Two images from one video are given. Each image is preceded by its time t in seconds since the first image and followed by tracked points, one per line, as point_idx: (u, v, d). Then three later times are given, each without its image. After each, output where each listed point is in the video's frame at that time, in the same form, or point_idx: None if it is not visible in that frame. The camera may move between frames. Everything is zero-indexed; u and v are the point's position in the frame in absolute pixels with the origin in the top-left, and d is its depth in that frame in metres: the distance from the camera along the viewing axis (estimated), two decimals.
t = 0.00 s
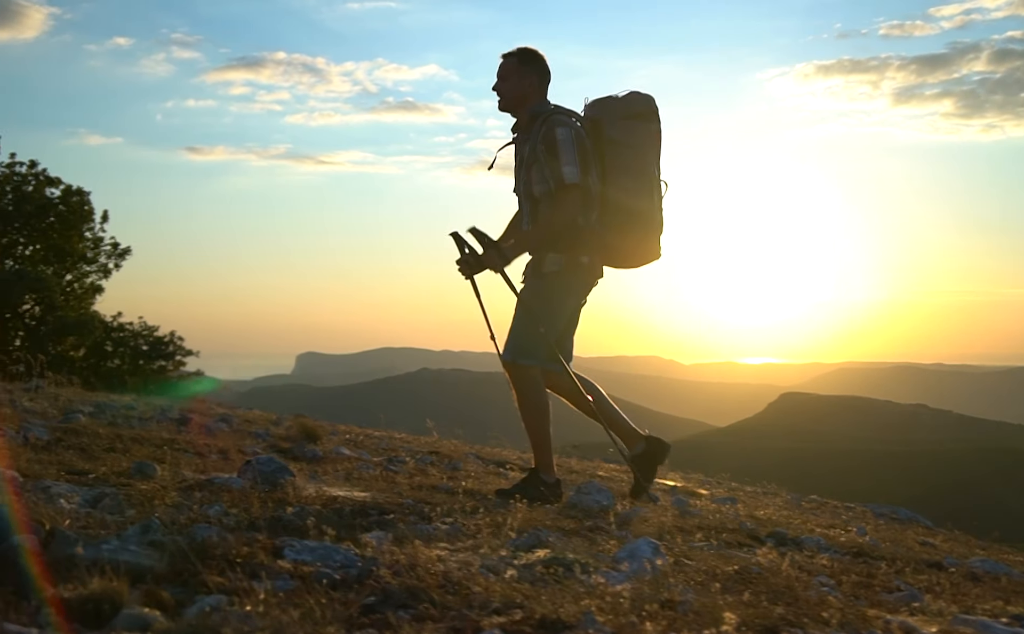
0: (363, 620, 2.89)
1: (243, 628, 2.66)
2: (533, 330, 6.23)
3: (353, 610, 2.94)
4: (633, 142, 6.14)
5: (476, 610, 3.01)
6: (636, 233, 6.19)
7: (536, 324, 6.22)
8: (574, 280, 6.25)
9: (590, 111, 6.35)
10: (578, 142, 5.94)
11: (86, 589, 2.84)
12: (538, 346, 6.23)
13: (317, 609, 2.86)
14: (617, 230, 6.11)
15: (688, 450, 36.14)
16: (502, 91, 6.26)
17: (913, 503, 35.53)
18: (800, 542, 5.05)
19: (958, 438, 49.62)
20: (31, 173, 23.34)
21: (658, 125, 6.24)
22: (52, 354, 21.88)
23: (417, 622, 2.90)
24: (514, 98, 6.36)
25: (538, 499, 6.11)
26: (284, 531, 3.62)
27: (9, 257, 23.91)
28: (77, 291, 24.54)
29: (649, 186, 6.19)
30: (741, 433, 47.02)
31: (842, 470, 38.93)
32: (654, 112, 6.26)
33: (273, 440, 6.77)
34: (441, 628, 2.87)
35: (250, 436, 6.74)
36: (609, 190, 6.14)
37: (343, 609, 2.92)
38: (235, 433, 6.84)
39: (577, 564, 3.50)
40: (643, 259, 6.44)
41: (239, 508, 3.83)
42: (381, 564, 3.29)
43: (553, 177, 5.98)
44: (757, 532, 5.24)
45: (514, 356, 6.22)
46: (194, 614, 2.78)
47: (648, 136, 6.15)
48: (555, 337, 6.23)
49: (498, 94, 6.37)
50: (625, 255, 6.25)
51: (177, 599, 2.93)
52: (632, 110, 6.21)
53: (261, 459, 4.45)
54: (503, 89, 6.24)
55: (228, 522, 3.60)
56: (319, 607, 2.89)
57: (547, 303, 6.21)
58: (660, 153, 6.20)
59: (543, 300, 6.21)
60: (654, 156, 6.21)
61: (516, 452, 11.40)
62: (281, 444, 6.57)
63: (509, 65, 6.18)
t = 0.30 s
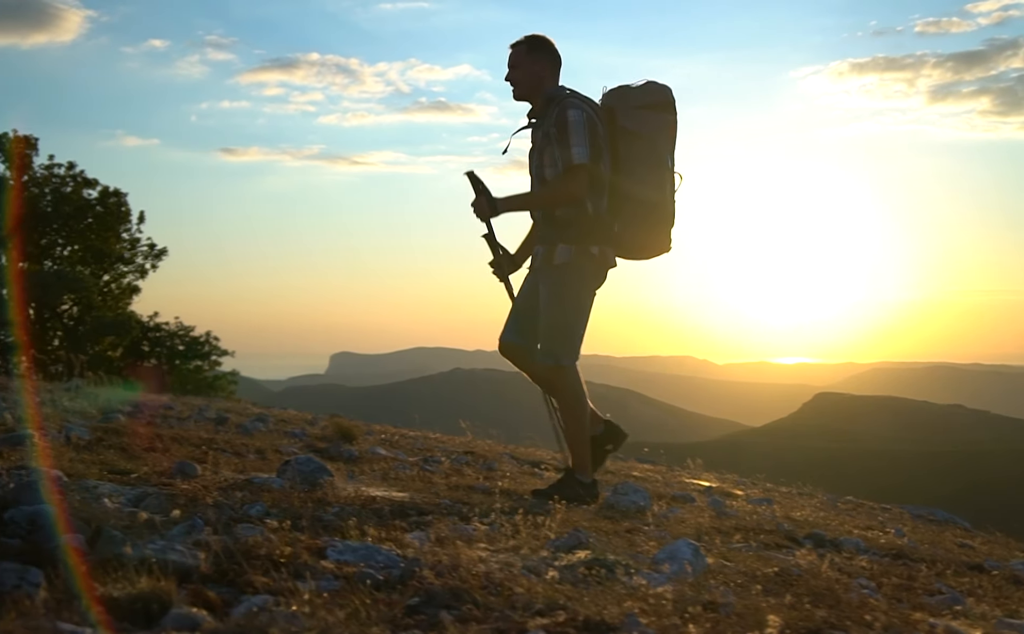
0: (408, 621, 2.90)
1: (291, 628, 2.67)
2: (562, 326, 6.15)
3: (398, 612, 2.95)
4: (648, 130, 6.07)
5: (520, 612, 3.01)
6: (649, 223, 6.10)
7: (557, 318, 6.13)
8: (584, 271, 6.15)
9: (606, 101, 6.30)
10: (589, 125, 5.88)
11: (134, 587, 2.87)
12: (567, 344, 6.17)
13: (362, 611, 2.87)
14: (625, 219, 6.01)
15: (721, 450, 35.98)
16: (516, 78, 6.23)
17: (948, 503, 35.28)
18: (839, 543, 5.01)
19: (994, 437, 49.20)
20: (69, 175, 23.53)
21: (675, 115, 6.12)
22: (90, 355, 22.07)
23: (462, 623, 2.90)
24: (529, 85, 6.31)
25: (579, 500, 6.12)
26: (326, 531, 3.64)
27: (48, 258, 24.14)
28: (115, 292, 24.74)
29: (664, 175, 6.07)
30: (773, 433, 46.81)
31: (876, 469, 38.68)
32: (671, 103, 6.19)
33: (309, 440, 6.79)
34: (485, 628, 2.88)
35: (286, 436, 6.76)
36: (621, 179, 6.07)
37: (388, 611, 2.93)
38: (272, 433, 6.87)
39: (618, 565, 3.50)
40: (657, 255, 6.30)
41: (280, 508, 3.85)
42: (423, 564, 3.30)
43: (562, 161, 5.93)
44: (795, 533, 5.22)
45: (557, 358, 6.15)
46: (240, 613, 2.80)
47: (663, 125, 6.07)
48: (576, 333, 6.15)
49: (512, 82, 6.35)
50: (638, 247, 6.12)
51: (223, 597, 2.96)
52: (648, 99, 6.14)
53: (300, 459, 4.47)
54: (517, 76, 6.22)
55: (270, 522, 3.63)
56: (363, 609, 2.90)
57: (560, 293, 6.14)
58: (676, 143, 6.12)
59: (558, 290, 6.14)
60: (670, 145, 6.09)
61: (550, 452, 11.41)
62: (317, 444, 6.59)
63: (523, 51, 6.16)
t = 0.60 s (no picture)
0: (459, 622, 2.90)
1: (344, 628, 2.69)
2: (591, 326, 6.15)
3: (448, 613, 2.96)
4: (657, 128, 6.09)
5: (570, 614, 3.01)
6: (660, 219, 6.09)
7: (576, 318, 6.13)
8: (596, 268, 6.16)
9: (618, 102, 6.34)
10: (594, 121, 5.92)
11: (187, 588, 2.89)
12: (602, 342, 6.16)
13: (413, 612, 2.88)
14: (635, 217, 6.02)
15: (760, 450, 35.74)
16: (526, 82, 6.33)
17: (990, 504, 34.88)
18: (883, 545, 4.98)
19: None
20: (112, 176, 23.75)
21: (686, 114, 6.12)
22: (133, 354, 22.25)
23: (512, 625, 2.90)
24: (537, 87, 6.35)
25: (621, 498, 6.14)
26: (373, 532, 3.65)
27: (91, 259, 24.38)
28: (156, 292, 24.94)
29: (675, 174, 6.07)
30: (811, 433, 46.48)
31: (916, 470, 38.33)
32: (683, 101, 6.21)
33: (350, 440, 6.82)
34: (536, 631, 2.88)
35: (327, 436, 6.80)
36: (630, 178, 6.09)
37: (438, 612, 2.94)
38: (314, 433, 6.90)
39: (665, 567, 3.49)
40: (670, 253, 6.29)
41: (327, 508, 3.88)
42: (471, 566, 3.31)
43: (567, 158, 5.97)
44: (838, 535, 5.19)
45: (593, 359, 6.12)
46: (293, 615, 2.82)
47: (672, 123, 6.08)
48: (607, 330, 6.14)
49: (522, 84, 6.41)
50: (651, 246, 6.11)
51: (276, 598, 2.98)
52: (658, 97, 6.17)
53: (344, 459, 4.50)
54: (527, 80, 6.32)
55: (317, 522, 3.65)
56: (414, 610, 2.91)
57: (581, 293, 6.18)
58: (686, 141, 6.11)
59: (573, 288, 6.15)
60: (681, 144, 6.09)
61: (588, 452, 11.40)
62: (359, 444, 6.63)
63: (532, 55, 6.26)
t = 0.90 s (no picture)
0: (499, 624, 2.90)
1: (386, 629, 2.70)
2: (607, 330, 6.14)
3: (488, 615, 2.96)
4: (654, 130, 6.04)
5: (610, 616, 3.00)
6: (662, 223, 6.05)
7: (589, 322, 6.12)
8: (601, 273, 6.13)
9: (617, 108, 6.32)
10: (590, 126, 5.91)
11: (231, 588, 2.91)
12: (620, 344, 6.15)
13: (453, 614, 2.89)
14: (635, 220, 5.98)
15: (792, 451, 35.54)
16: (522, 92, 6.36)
17: None
18: (919, 547, 4.95)
19: None
20: (146, 177, 23.92)
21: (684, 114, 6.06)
22: (166, 354, 22.44)
23: (553, 627, 2.90)
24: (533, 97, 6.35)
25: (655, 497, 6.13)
26: (410, 532, 3.66)
27: (125, 260, 24.60)
28: (189, 292, 25.09)
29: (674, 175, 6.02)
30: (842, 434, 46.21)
31: (949, 469, 38.05)
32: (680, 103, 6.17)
33: (382, 440, 6.84)
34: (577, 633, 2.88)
35: (359, 436, 6.82)
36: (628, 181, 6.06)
37: (478, 614, 2.94)
38: (347, 433, 6.93)
39: (702, 570, 3.48)
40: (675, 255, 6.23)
41: (363, 509, 3.90)
42: (510, 567, 3.31)
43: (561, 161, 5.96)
44: (874, 537, 5.15)
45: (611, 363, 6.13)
46: (334, 616, 2.83)
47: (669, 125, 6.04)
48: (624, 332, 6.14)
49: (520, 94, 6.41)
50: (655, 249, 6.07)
51: (317, 599, 2.99)
52: (654, 99, 6.12)
53: (378, 460, 4.51)
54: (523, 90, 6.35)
55: (354, 523, 3.66)
56: (454, 612, 2.91)
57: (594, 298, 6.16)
58: (684, 143, 6.06)
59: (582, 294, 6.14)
60: (679, 145, 6.04)
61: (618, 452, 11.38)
62: (391, 444, 6.64)
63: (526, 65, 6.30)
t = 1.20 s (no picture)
0: (542, 627, 2.90)
1: (429, 631, 2.71)
2: (610, 328, 6.10)
3: (530, 618, 2.96)
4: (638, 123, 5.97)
5: (652, 619, 3.00)
6: (653, 216, 5.98)
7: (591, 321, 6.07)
8: (599, 270, 6.08)
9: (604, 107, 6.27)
10: (570, 121, 5.88)
11: (275, 591, 2.92)
12: (624, 342, 6.12)
13: (497, 616, 2.89)
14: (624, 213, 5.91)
15: (827, 451, 35.34)
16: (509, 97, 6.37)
17: None
18: (959, 550, 4.90)
19: None
20: (181, 178, 24.12)
21: (668, 105, 5.99)
22: (201, 355, 22.65)
23: (595, 630, 2.90)
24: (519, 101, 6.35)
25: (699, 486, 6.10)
26: (449, 534, 3.67)
27: (160, 260, 24.88)
28: (225, 292, 25.26)
29: (661, 167, 5.93)
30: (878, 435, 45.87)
31: (987, 469, 37.69)
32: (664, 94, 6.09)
33: (417, 440, 6.88)
34: None
35: (394, 436, 6.86)
36: (616, 176, 6.00)
37: (520, 616, 2.94)
38: (382, 433, 6.97)
39: (744, 573, 3.47)
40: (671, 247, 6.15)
41: (402, 510, 3.92)
42: (551, 570, 3.31)
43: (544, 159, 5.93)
44: (914, 539, 5.11)
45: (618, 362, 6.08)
46: (379, 619, 2.83)
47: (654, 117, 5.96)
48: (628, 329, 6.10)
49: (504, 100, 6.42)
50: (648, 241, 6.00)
51: (360, 601, 3.00)
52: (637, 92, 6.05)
53: (416, 461, 4.51)
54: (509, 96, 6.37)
55: (394, 525, 3.67)
56: (496, 614, 2.92)
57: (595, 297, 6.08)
58: (671, 134, 5.96)
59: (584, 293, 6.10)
60: (666, 136, 5.95)
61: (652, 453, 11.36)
62: (426, 444, 6.67)
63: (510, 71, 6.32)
